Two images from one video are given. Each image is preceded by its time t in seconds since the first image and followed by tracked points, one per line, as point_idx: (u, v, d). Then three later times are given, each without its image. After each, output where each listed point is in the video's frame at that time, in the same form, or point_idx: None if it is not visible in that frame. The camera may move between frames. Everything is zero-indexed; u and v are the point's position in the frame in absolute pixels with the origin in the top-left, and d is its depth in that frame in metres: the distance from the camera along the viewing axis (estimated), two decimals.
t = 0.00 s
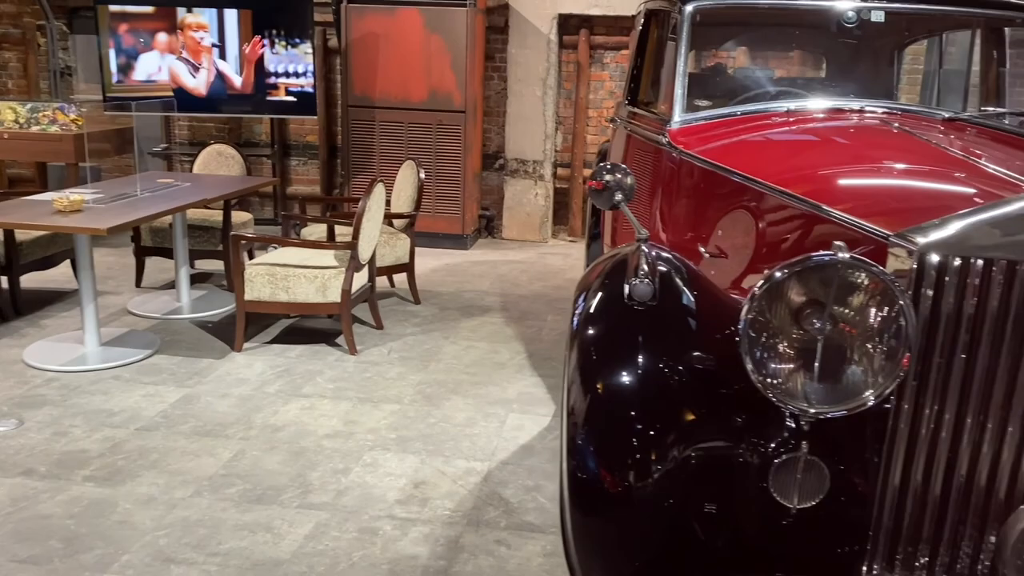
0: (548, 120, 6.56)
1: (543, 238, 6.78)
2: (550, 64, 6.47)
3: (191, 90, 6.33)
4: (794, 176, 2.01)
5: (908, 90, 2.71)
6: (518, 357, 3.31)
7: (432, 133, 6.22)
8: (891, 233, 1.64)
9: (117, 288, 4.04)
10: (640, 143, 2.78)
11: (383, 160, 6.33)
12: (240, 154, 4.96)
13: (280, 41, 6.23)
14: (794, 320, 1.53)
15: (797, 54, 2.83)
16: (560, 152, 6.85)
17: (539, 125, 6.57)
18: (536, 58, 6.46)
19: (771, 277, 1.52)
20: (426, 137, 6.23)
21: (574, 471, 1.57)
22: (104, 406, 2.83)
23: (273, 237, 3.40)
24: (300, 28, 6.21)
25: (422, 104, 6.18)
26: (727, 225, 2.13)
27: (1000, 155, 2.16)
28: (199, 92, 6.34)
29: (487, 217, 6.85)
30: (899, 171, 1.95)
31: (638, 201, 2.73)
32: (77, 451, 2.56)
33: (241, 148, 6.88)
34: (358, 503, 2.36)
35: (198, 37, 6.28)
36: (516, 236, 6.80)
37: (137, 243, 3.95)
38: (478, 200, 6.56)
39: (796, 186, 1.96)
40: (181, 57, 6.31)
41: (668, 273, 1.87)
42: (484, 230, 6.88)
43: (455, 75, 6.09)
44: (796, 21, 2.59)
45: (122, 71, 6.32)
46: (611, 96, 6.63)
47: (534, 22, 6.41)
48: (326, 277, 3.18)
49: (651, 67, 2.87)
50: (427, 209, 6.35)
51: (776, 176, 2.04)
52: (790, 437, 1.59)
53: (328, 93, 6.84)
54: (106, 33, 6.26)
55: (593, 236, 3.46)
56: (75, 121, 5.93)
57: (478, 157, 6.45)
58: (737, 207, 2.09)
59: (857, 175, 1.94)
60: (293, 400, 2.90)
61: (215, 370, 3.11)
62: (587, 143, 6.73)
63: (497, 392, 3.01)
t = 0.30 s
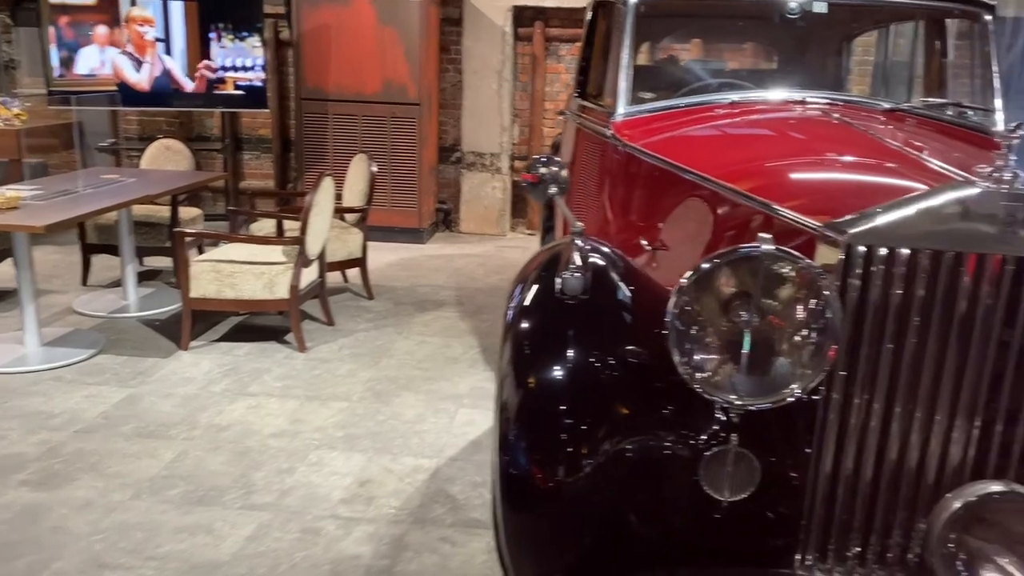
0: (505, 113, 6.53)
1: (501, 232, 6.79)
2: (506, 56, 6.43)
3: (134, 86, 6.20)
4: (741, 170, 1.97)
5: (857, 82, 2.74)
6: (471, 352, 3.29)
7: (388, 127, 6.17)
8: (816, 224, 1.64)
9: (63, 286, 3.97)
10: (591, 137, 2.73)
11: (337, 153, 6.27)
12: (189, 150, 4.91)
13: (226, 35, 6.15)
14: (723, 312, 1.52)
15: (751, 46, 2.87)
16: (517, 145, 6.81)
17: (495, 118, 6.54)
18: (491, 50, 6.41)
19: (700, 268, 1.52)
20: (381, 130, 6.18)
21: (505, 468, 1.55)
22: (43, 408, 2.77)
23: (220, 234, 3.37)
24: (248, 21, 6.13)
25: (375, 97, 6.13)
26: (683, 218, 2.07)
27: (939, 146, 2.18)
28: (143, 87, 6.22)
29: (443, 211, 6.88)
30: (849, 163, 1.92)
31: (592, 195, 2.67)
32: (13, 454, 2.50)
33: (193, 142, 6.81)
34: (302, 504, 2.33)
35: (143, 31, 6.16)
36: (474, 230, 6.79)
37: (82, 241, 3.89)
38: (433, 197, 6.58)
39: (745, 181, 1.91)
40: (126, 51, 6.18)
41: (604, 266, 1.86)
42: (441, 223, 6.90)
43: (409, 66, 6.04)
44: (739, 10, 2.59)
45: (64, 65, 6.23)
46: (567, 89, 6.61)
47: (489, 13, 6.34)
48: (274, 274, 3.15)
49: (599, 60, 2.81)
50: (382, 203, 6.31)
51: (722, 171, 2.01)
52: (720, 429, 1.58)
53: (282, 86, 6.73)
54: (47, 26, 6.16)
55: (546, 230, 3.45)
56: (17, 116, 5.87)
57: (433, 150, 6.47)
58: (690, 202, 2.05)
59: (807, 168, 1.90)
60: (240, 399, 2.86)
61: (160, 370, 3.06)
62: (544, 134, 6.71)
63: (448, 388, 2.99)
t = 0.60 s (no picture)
0: (461, 106, 6.50)
1: (459, 226, 6.77)
2: (461, 49, 6.40)
3: (89, 79, 6.07)
4: (692, 164, 1.94)
5: (808, 74, 2.68)
6: (424, 347, 3.28)
7: (341, 121, 6.21)
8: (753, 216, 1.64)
9: (6, 288, 3.90)
10: (541, 132, 2.66)
11: (291, 144, 6.32)
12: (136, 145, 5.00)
13: (175, 29, 6.17)
14: (659, 303, 1.52)
15: (706, 38, 2.79)
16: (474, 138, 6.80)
17: (452, 111, 6.51)
18: (447, 42, 6.37)
19: (633, 259, 1.52)
20: (335, 124, 6.22)
21: (441, 464, 1.52)
22: None
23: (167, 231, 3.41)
24: (196, 15, 6.17)
25: (327, 90, 6.18)
26: (640, 214, 2.03)
27: (885, 138, 2.17)
28: (99, 80, 6.10)
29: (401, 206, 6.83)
30: (802, 156, 1.89)
31: (544, 191, 2.62)
32: None
33: (143, 138, 6.74)
34: (247, 505, 2.29)
35: (93, 22, 5.97)
36: (432, 224, 6.76)
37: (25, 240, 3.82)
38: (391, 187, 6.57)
39: (697, 176, 1.88)
40: (76, 43, 5.97)
41: (546, 260, 1.82)
42: (399, 218, 6.88)
43: (361, 61, 6.08)
44: None
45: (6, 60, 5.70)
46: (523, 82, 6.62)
47: (444, 7, 6.30)
48: (220, 272, 3.22)
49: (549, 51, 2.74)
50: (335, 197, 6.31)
51: (672, 165, 1.98)
52: (656, 421, 1.57)
53: (233, 79, 6.74)
54: None
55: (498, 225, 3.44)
56: None
57: (390, 143, 6.49)
58: (644, 198, 2.01)
59: (760, 160, 1.87)
60: (186, 399, 2.82)
61: (105, 370, 3.01)
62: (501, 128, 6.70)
63: (399, 384, 2.97)
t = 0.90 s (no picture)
0: (420, 101, 6.48)
1: (420, 222, 6.75)
2: (419, 44, 6.38)
3: (37, 77, 5.94)
4: (647, 160, 1.93)
5: (764, 68, 2.68)
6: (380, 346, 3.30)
7: (297, 116, 6.19)
8: (694, 208, 1.65)
9: None
10: (497, 129, 2.63)
11: (246, 139, 6.25)
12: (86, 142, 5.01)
13: (124, 25, 6.06)
14: (602, 296, 1.52)
15: (664, 33, 2.80)
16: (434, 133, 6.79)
17: (411, 106, 6.48)
18: (404, 37, 6.35)
19: (575, 252, 1.51)
20: (292, 120, 6.21)
21: (384, 463, 1.51)
22: None
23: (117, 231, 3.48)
24: (145, 11, 6.06)
25: (284, 86, 6.15)
26: (599, 212, 2.02)
27: (835, 133, 2.17)
28: (47, 79, 5.97)
29: (360, 202, 6.81)
30: (756, 151, 1.89)
31: (501, 188, 2.60)
32: None
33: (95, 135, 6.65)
34: (197, 507, 2.26)
35: (43, 20, 5.88)
36: (392, 220, 6.72)
37: None
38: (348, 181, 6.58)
39: (653, 172, 1.87)
40: (23, 40, 5.88)
41: (493, 256, 1.80)
42: (358, 215, 6.84)
43: (318, 55, 6.08)
44: None
45: None
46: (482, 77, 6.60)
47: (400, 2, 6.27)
48: (173, 271, 3.32)
49: (503, 44, 2.73)
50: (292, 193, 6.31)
51: (626, 161, 1.97)
52: (600, 415, 1.58)
53: (188, 75, 6.65)
54: None
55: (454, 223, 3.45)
56: None
57: (346, 138, 6.51)
58: (601, 197, 2.00)
59: (714, 155, 1.86)
60: (137, 400, 2.80)
61: (53, 372, 2.98)
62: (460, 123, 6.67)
63: (354, 383, 2.98)
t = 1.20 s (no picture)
0: (380, 96, 6.45)
1: (381, 219, 6.74)
2: (378, 39, 6.34)
3: None
4: (606, 156, 1.92)
5: (723, 62, 2.73)
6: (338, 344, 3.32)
7: (255, 112, 6.15)
8: (645, 201, 1.64)
9: None
10: (455, 123, 2.60)
11: (203, 135, 6.21)
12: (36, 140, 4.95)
13: (71, 20, 5.96)
14: (554, 289, 1.51)
15: (623, 28, 2.82)
16: (395, 129, 6.78)
17: (371, 101, 6.45)
18: (364, 32, 6.31)
19: (525, 246, 1.50)
20: (249, 116, 6.17)
21: (334, 461, 1.49)
22: None
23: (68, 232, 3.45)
24: (93, 6, 5.94)
25: (241, 82, 6.10)
26: (558, 207, 2.01)
27: (790, 127, 2.17)
28: None
29: (321, 199, 6.77)
30: (713, 146, 1.89)
31: (460, 183, 2.57)
32: None
33: (48, 133, 6.53)
34: (151, 510, 2.22)
35: None
36: (353, 216, 6.70)
37: None
38: (309, 178, 6.55)
39: (614, 167, 1.85)
40: None
41: (447, 251, 1.77)
42: (320, 211, 6.80)
43: (275, 50, 6.02)
44: None
45: None
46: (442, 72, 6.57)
47: None
48: (127, 270, 3.33)
49: (459, 39, 2.71)
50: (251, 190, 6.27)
51: (584, 157, 1.95)
52: (553, 410, 1.57)
53: (142, 71, 6.53)
54: None
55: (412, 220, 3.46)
56: None
57: (306, 134, 6.48)
58: (561, 192, 1.99)
59: (672, 150, 1.86)
60: (90, 402, 2.78)
61: (4, 375, 2.98)
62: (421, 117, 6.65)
63: (312, 381, 3.00)
